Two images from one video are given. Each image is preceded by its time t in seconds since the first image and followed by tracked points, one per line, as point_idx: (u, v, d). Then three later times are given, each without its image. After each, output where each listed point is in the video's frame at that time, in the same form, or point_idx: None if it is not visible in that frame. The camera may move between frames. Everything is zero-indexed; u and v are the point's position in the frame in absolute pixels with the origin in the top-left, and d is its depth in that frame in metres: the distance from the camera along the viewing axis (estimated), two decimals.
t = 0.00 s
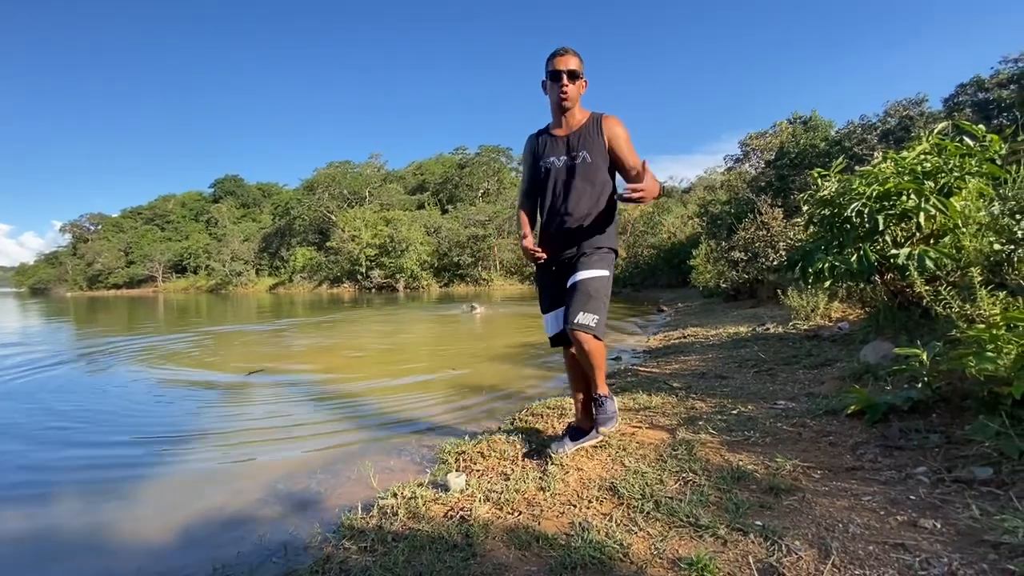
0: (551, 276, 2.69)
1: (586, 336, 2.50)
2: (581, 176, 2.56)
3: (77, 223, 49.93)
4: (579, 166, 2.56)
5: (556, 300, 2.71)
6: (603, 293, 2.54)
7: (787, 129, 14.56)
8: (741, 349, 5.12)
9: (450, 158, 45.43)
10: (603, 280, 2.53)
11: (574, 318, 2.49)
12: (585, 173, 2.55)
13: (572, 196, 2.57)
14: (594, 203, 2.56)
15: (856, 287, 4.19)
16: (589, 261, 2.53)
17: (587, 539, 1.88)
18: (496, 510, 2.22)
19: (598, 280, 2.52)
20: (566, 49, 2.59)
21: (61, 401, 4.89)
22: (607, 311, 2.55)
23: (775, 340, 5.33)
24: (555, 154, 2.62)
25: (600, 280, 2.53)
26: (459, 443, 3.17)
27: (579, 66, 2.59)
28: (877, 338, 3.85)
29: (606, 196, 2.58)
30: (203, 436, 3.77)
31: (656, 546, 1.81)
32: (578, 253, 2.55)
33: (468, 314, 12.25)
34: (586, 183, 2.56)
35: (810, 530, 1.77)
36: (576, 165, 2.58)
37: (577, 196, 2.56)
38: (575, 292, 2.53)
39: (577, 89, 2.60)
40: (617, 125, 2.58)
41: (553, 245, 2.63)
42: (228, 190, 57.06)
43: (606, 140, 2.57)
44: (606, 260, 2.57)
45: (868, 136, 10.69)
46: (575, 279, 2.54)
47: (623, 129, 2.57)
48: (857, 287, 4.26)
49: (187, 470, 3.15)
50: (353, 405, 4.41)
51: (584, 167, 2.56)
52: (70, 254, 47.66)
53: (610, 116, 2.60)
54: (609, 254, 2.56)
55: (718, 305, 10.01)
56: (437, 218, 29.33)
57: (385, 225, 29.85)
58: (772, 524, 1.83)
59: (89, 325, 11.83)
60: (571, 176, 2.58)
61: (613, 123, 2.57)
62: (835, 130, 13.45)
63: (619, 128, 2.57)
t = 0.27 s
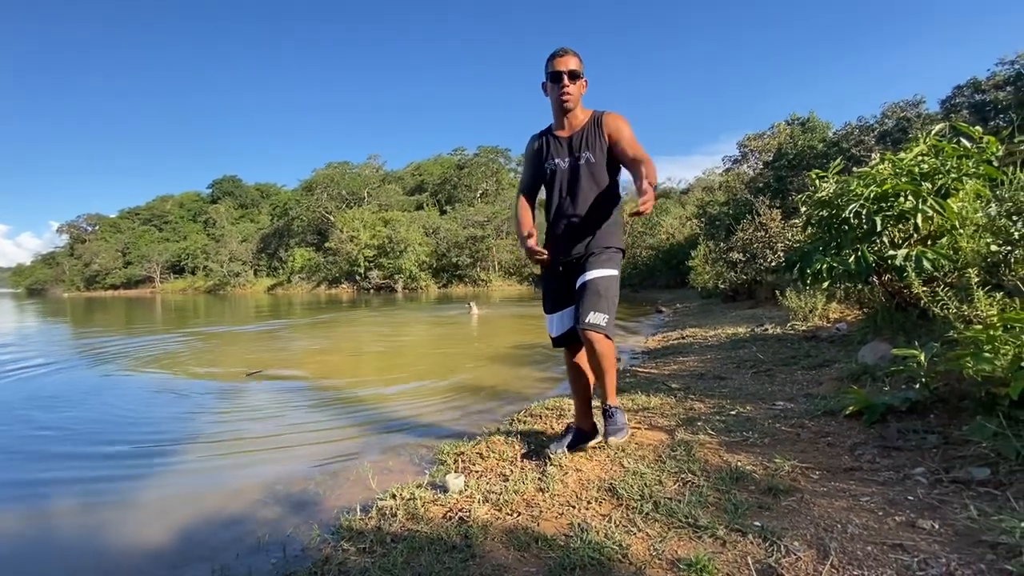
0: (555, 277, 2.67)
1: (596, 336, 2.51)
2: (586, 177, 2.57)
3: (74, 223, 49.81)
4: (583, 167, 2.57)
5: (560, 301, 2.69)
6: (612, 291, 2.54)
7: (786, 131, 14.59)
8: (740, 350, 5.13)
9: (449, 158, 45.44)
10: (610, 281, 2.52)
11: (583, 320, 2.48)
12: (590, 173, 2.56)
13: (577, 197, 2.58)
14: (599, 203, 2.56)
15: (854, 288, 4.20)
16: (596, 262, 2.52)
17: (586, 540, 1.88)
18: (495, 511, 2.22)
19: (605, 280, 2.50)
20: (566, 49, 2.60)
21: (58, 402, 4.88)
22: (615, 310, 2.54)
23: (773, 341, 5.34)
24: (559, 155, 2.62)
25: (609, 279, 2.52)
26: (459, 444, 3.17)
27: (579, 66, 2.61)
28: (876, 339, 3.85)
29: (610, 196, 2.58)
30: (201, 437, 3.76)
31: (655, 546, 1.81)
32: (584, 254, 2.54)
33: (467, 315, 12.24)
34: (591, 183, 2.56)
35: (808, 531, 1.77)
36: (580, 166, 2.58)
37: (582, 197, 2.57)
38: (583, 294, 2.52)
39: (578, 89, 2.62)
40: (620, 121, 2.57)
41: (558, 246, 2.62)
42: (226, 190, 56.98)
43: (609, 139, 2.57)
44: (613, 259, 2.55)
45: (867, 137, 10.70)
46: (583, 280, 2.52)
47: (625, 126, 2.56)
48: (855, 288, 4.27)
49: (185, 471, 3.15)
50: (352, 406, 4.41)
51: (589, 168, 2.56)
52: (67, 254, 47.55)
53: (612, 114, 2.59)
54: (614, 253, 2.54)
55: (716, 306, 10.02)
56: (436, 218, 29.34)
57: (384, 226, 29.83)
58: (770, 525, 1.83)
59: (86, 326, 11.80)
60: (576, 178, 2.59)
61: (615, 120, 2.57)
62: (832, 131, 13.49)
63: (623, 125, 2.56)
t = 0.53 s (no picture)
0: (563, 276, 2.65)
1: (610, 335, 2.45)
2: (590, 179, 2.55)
3: (72, 224, 49.75)
4: (588, 169, 2.56)
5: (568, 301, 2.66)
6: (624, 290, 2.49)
7: (784, 132, 14.62)
8: (739, 350, 5.14)
9: (448, 159, 45.49)
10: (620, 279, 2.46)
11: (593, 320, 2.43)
12: (594, 176, 2.54)
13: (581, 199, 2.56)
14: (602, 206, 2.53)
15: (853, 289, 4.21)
16: (607, 259, 2.46)
17: (585, 541, 1.88)
18: (494, 512, 2.22)
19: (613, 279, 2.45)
20: (570, 45, 2.56)
21: (57, 403, 4.87)
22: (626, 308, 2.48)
23: (772, 341, 5.34)
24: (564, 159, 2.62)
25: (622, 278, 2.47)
26: (458, 444, 3.17)
27: (584, 60, 2.56)
28: (875, 340, 3.90)
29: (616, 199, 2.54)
30: (200, 438, 3.76)
31: (654, 547, 1.81)
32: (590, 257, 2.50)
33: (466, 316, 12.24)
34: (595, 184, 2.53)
35: (807, 531, 1.78)
36: (584, 169, 2.57)
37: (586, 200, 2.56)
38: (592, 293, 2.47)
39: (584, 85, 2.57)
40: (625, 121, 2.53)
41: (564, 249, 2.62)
42: (224, 191, 57.01)
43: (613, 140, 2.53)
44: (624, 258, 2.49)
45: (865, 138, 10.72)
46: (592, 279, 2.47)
47: (631, 127, 2.50)
48: (854, 289, 4.27)
49: (184, 472, 3.15)
50: (351, 407, 4.41)
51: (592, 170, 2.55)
52: (65, 255, 47.45)
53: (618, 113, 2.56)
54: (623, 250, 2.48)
55: (715, 307, 10.04)
56: (435, 219, 29.35)
57: (383, 227, 29.84)
58: (770, 525, 1.84)
59: (84, 327, 11.78)
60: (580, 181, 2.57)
61: (621, 121, 2.53)
62: (831, 132, 13.51)
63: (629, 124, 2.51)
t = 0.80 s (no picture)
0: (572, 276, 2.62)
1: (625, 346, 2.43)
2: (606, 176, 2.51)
3: (71, 225, 49.72)
4: (604, 165, 2.50)
5: (577, 303, 2.64)
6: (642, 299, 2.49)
7: (783, 133, 14.64)
8: (738, 351, 5.14)
9: (447, 160, 45.51)
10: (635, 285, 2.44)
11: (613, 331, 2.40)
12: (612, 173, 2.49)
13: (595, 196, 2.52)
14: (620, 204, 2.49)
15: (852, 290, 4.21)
16: (627, 266, 2.43)
17: (585, 542, 1.88)
18: (494, 513, 2.22)
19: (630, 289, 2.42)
20: (594, 32, 2.47)
21: (55, 404, 4.87)
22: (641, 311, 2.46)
23: (771, 342, 5.34)
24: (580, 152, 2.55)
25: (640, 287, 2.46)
26: (458, 445, 3.16)
27: (607, 50, 2.49)
28: (874, 341, 3.91)
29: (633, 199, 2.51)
30: (199, 439, 3.75)
31: (654, 548, 1.81)
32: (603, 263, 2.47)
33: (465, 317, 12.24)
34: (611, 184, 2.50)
35: (807, 532, 1.78)
36: (602, 163, 2.51)
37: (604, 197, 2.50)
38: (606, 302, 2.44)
39: (605, 76, 2.49)
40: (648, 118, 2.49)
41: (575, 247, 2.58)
42: (223, 192, 57.01)
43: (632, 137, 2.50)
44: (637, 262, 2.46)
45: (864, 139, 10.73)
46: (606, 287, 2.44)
47: (653, 123, 2.49)
48: (853, 290, 4.27)
49: (182, 473, 3.14)
50: (350, 408, 4.40)
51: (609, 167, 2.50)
52: (63, 256, 47.44)
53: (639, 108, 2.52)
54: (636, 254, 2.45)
55: (714, 308, 10.05)
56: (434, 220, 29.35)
57: (382, 228, 29.81)
58: (769, 526, 1.84)
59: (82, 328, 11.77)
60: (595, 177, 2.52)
61: (644, 116, 2.49)
62: (830, 133, 13.52)
63: (651, 121, 2.50)
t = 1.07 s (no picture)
0: (578, 271, 2.58)
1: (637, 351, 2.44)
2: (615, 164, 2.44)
3: (70, 226, 49.71)
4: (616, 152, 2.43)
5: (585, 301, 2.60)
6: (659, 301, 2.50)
7: (782, 134, 14.65)
8: (738, 352, 5.14)
9: (447, 161, 45.54)
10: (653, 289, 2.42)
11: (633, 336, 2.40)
12: (624, 160, 2.41)
13: (602, 187, 2.47)
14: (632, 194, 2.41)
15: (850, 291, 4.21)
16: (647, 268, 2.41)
17: (585, 543, 1.88)
18: (494, 514, 2.22)
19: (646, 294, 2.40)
20: (600, 15, 2.41)
21: (54, 405, 4.87)
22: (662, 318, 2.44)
23: (771, 343, 5.35)
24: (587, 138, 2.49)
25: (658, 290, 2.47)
26: (457, 446, 3.16)
27: (614, 33, 2.42)
28: (873, 341, 3.89)
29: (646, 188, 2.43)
30: (198, 440, 3.74)
31: (653, 549, 1.81)
32: (613, 265, 2.43)
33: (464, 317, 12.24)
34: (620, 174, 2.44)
35: (806, 532, 1.78)
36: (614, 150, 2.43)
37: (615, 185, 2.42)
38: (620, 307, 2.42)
39: (612, 60, 2.43)
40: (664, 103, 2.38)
41: (581, 241, 2.54)
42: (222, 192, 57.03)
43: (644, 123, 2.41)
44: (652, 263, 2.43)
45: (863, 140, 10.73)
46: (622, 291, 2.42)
47: (670, 106, 2.39)
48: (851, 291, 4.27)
49: (181, 474, 3.14)
50: (350, 409, 4.40)
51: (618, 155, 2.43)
52: (63, 257, 47.45)
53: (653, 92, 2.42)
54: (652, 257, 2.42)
55: (713, 309, 10.05)
56: (434, 220, 29.35)
57: (382, 228, 29.82)
58: (769, 527, 1.84)
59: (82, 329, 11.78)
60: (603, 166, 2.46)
61: (659, 100, 2.39)
62: (829, 134, 13.54)
63: (668, 104, 2.39)
